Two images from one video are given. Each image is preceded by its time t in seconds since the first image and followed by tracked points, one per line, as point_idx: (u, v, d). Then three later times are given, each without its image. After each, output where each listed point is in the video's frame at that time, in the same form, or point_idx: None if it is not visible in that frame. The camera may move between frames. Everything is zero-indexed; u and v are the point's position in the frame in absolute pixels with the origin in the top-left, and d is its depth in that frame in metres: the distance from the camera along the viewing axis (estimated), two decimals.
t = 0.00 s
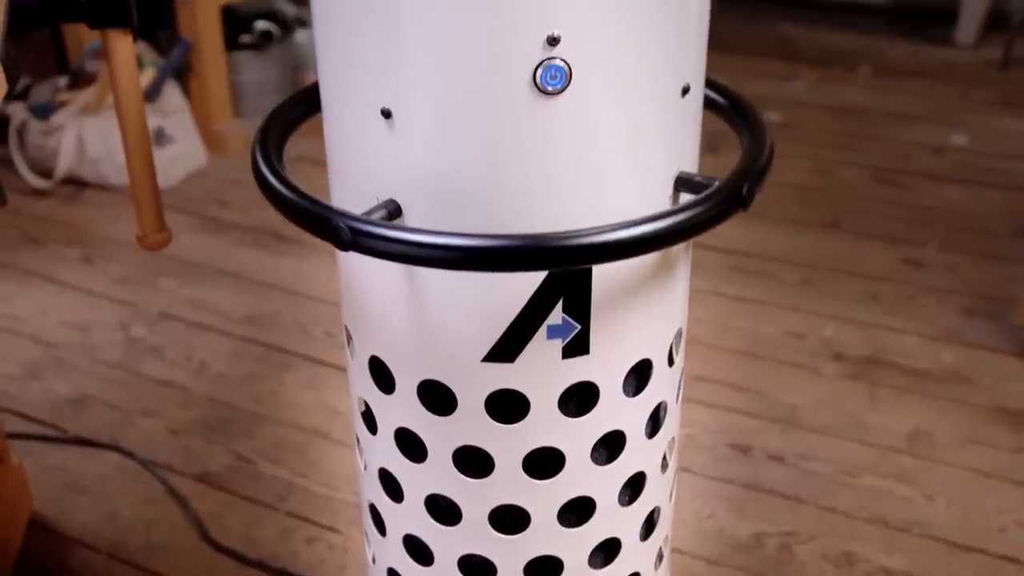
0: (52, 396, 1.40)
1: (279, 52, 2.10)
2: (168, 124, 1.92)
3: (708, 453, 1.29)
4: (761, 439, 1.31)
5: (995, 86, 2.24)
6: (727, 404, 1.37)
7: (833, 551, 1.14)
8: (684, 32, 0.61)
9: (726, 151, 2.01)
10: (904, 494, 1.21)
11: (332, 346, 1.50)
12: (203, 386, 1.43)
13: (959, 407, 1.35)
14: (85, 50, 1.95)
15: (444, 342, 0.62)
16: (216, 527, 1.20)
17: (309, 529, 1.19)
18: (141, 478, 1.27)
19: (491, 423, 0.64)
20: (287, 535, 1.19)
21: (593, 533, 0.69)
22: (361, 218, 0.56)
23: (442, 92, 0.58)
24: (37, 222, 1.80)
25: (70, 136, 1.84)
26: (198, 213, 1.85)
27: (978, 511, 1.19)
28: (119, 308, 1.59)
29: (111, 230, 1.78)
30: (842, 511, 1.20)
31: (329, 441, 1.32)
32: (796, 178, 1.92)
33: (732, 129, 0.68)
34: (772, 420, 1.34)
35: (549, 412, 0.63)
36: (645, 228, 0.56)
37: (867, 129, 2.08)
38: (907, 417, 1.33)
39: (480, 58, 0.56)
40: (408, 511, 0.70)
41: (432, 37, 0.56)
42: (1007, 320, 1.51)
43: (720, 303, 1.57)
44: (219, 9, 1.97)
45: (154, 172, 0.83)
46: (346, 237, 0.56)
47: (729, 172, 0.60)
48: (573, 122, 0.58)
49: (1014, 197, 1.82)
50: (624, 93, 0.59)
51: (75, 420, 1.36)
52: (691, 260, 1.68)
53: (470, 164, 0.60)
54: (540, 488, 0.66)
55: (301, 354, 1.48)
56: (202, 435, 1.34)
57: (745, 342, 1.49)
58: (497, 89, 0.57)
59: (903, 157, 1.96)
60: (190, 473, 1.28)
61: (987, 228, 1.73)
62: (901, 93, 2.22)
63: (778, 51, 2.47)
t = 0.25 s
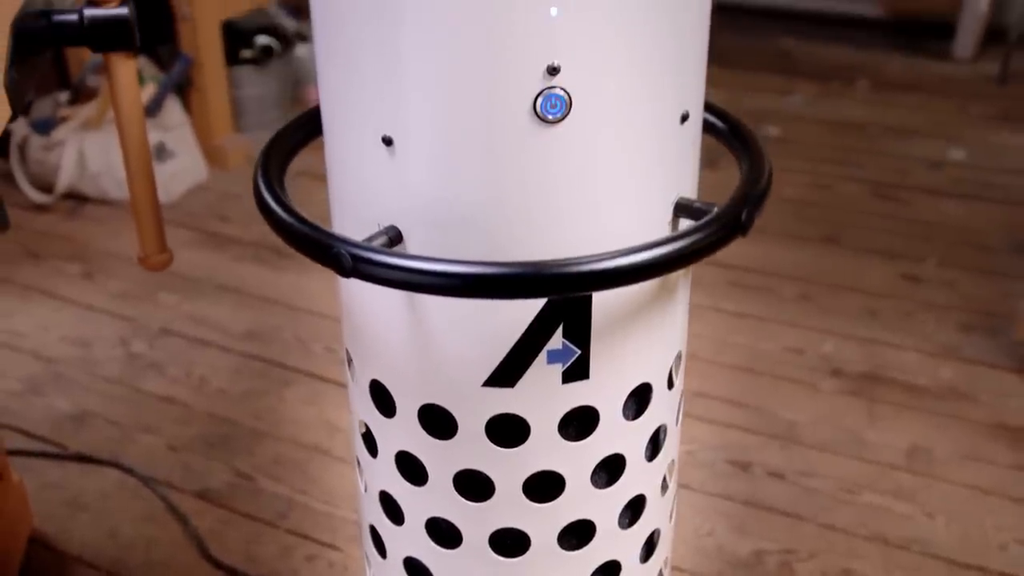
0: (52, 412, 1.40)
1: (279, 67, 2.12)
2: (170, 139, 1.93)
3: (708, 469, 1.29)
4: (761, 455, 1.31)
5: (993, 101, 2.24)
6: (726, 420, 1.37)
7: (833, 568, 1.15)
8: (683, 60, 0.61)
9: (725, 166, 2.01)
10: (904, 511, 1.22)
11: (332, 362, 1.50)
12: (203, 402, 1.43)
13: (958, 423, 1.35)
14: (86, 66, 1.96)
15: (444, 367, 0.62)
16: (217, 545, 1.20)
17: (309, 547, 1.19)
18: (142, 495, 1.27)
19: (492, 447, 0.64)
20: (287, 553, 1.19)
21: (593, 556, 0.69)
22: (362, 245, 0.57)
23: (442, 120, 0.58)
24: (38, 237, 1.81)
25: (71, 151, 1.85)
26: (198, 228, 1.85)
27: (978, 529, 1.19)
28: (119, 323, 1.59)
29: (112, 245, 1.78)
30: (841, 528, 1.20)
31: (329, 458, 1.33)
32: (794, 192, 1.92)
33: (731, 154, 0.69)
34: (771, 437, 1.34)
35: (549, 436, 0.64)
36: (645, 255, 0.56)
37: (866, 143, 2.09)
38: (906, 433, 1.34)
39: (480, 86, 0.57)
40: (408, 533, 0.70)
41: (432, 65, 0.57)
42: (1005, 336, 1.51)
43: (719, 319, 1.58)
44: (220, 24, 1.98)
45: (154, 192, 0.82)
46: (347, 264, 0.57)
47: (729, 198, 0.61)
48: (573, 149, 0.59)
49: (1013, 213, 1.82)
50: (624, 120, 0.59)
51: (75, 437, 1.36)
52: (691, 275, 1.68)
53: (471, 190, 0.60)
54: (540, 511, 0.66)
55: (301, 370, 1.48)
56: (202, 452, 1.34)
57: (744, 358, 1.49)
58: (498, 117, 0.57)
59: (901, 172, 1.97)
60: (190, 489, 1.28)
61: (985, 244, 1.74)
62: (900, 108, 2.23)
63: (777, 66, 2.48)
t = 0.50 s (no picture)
0: (52, 429, 1.41)
1: (280, 82, 2.13)
2: (171, 154, 1.94)
3: (707, 487, 1.29)
4: (760, 472, 1.31)
5: (992, 116, 2.25)
6: (726, 437, 1.37)
7: None
8: (683, 88, 0.62)
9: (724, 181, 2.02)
10: (904, 528, 1.22)
11: (332, 378, 1.50)
12: (203, 419, 1.43)
13: (957, 440, 1.35)
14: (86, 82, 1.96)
15: (445, 393, 0.63)
16: (217, 563, 1.20)
17: (309, 565, 1.20)
18: (142, 512, 1.27)
19: (492, 472, 0.64)
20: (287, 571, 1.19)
21: None
22: (363, 272, 0.57)
23: (443, 147, 0.59)
24: (38, 252, 1.81)
25: (72, 167, 1.86)
26: (199, 243, 1.85)
27: (977, 546, 1.19)
28: (120, 339, 1.59)
29: (112, 260, 1.79)
30: (841, 546, 1.20)
31: (329, 475, 1.33)
32: (793, 207, 1.93)
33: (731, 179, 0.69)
34: (770, 453, 1.34)
35: (549, 460, 0.64)
36: (644, 282, 0.56)
37: (864, 158, 2.09)
38: (905, 450, 1.34)
39: (480, 115, 0.57)
40: (409, 556, 0.70)
41: (433, 93, 0.57)
42: (1004, 352, 1.52)
43: (718, 334, 1.58)
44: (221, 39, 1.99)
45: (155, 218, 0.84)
46: (348, 291, 0.57)
47: (728, 225, 0.61)
48: (573, 177, 0.60)
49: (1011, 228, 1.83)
50: (623, 148, 0.60)
51: (75, 453, 1.36)
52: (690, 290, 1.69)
53: (471, 216, 0.60)
54: (540, 534, 0.66)
55: (302, 386, 1.49)
56: (202, 469, 1.34)
57: (743, 374, 1.49)
58: (499, 146, 0.58)
59: (899, 187, 1.97)
60: (190, 507, 1.28)
61: (984, 259, 1.74)
62: (898, 123, 2.24)
63: (777, 80, 2.48)
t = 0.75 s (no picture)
0: (52, 446, 1.41)
1: (280, 97, 2.14)
2: (171, 170, 1.95)
3: (706, 504, 1.29)
4: (760, 490, 1.31)
5: (990, 131, 2.26)
6: (725, 454, 1.37)
7: None
8: (682, 116, 0.62)
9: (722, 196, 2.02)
10: (903, 547, 1.22)
11: (332, 395, 1.50)
12: (203, 436, 1.43)
13: (956, 457, 1.35)
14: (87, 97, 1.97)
15: (444, 418, 0.63)
16: None
17: None
18: (142, 531, 1.27)
19: (492, 497, 0.64)
20: None
21: None
22: (363, 299, 0.57)
23: (443, 175, 0.59)
24: (39, 268, 1.81)
25: (72, 183, 1.86)
26: (199, 259, 1.86)
27: (977, 565, 1.19)
28: (119, 356, 1.59)
29: (112, 276, 1.79)
30: (841, 565, 1.20)
31: (328, 493, 1.33)
32: (791, 223, 1.93)
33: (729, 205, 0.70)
34: (770, 471, 1.34)
35: (548, 485, 0.64)
36: (643, 309, 0.57)
37: (862, 174, 2.10)
38: (905, 468, 1.34)
39: (481, 143, 0.58)
40: None
41: (433, 121, 0.58)
42: (1003, 369, 1.52)
43: (716, 351, 1.58)
44: (221, 55, 2.00)
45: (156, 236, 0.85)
46: (348, 318, 0.57)
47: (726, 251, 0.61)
48: (572, 204, 0.60)
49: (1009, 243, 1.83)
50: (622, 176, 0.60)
51: (75, 471, 1.36)
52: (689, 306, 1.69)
53: (471, 243, 0.61)
54: (540, 559, 0.67)
55: (302, 404, 1.49)
56: (202, 487, 1.34)
57: (742, 391, 1.49)
58: (499, 174, 0.58)
59: (898, 202, 1.98)
60: (190, 525, 1.28)
61: (982, 275, 1.74)
62: (896, 138, 2.25)
63: (775, 95, 2.49)
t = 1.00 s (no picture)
0: (51, 464, 1.41)
1: (279, 113, 2.14)
2: (170, 186, 1.95)
3: (705, 523, 1.29)
4: (759, 508, 1.31)
5: (988, 147, 2.27)
6: (724, 472, 1.37)
7: None
8: (680, 144, 0.63)
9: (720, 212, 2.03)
10: (903, 566, 1.22)
11: (331, 413, 1.50)
12: (202, 454, 1.43)
13: (954, 475, 1.35)
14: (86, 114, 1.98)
15: (444, 444, 0.63)
16: None
17: None
18: (141, 550, 1.27)
19: (492, 522, 0.65)
20: None
21: None
22: (363, 327, 0.57)
23: (443, 204, 0.59)
24: (38, 285, 1.82)
25: (72, 199, 1.86)
26: (199, 275, 1.86)
27: None
28: (119, 373, 1.59)
29: (112, 293, 1.79)
30: None
31: (327, 511, 1.33)
32: (789, 239, 1.93)
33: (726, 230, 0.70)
34: (768, 489, 1.34)
35: (548, 511, 0.64)
36: (642, 337, 0.57)
37: (860, 189, 2.11)
38: (904, 486, 1.34)
39: (480, 172, 0.58)
40: None
41: (433, 150, 0.58)
42: (1001, 386, 1.52)
43: (714, 367, 1.58)
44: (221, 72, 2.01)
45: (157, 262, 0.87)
46: (348, 346, 0.58)
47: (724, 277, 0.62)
48: (571, 231, 0.60)
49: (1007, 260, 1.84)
50: (621, 203, 0.61)
51: (74, 490, 1.36)
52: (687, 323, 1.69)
53: (470, 270, 0.61)
54: None
55: (301, 421, 1.49)
56: (201, 505, 1.34)
57: (740, 408, 1.50)
58: (498, 203, 0.59)
59: (895, 218, 1.98)
60: (189, 544, 1.28)
61: (980, 291, 1.75)
62: (893, 153, 2.25)
63: (772, 110, 2.50)
